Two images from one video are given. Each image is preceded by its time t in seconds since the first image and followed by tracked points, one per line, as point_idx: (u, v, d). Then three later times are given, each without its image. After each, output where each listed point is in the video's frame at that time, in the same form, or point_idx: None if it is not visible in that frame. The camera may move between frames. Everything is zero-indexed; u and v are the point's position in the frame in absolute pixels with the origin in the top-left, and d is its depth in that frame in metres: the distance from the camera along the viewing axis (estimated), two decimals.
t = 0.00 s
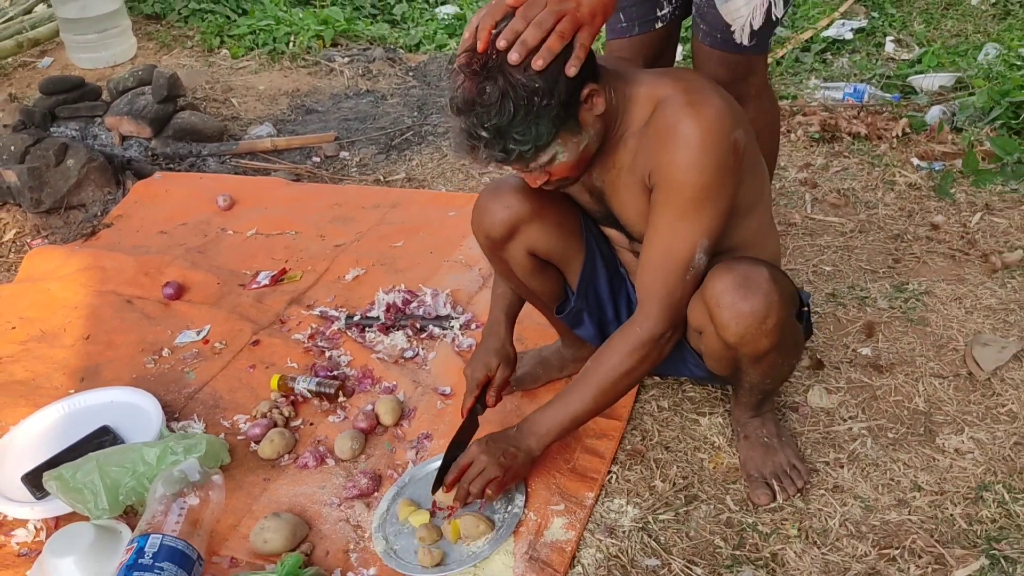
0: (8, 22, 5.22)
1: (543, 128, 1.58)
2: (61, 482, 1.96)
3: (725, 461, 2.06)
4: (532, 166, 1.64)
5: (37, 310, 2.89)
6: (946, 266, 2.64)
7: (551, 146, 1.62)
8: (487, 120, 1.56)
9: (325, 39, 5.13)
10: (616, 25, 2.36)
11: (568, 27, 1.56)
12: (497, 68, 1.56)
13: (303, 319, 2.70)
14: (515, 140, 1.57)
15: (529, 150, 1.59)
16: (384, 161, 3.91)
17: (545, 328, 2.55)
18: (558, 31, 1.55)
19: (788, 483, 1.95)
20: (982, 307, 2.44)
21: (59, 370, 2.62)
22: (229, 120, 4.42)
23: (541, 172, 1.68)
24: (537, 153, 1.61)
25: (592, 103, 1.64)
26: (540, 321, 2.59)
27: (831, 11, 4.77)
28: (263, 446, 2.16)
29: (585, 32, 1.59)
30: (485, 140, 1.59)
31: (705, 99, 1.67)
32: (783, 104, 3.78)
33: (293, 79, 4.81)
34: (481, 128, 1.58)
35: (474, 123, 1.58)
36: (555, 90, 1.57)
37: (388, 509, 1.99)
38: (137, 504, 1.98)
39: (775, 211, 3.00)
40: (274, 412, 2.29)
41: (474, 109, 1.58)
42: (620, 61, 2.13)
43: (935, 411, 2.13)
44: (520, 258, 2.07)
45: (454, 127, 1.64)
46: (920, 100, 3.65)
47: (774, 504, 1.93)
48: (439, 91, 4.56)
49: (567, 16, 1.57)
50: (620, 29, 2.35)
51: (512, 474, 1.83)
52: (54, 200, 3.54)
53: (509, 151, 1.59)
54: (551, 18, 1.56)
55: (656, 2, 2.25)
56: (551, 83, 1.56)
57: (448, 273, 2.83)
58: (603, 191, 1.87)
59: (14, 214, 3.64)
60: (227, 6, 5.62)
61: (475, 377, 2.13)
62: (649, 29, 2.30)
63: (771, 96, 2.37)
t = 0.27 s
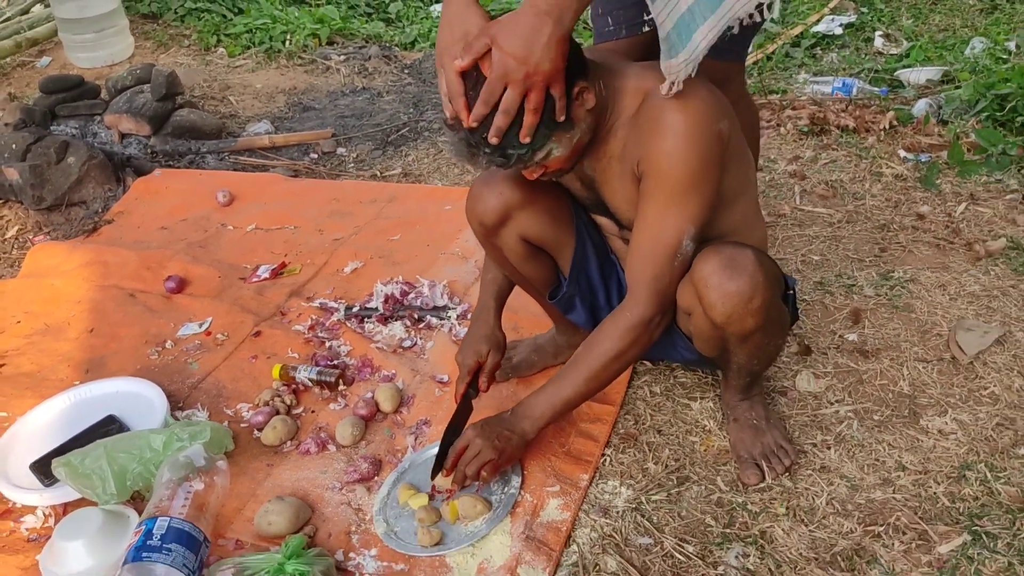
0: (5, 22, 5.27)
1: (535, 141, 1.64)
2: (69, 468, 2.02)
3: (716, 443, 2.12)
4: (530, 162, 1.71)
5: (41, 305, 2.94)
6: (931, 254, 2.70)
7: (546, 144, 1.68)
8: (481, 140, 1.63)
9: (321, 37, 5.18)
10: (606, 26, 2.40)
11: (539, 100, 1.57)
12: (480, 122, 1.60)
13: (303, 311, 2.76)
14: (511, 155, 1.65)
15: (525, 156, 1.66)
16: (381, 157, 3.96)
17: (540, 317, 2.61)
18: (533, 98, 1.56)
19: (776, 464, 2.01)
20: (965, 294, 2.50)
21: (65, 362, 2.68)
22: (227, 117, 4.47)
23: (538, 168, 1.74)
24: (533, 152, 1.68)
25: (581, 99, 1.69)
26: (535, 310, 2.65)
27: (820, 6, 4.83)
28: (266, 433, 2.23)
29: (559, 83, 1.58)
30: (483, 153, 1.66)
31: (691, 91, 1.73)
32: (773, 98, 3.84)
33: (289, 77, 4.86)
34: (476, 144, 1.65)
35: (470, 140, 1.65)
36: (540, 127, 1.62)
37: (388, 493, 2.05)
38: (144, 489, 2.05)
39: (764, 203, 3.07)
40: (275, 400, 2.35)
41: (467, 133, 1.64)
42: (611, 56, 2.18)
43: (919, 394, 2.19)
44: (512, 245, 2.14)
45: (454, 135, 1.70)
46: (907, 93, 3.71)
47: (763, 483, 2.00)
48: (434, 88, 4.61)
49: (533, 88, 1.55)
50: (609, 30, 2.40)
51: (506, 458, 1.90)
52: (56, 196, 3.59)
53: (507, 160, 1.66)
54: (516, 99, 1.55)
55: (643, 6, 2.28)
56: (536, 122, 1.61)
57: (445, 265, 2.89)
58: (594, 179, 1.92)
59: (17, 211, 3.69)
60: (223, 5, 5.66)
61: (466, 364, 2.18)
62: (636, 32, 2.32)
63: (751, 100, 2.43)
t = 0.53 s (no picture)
0: None
1: (530, 56, 1.66)
2: (59, 466, 2.04)
3: (698, 438, 2.17)
4: (511, 98, 1.71)
5: (28, 306, 2.95)
6: (907, 254, 2.76)
7: (534, 82, 1.70)
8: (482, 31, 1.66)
9: (305, 41, 5.20)
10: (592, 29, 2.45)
11: (555, 7, 1.64)
12: (492, 15, 1.65)
13: (290, 311, 2.79)
14: (503, 56, 1.66)
15: (515, 70, 1.66)
16: (367, 160, 3.99)
17: (525, 316, 2.65)
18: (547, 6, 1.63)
19: (756, 458, 2.06)
20: (940, 292, 2.56)
21: (53, 363, 2.69)
22: (213, 120, 4.48)
23: (517, 112, 1.75)
24: (520, 80, 1.69)
25: (574, 57, 1.75)
26: (520, 309, 2.69)
27: (800, 12, 4.90)
28: (255, 431, 2.26)
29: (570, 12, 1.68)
30: (478, 49, 1.68)
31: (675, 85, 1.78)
32: (753, 101, 3.90)
33: (275, 80, 4.88)
34: (477, 34, 1.67)
35: (470, 33, 1.69)
36: (539, 42, 1.66)
37: (376, 489, 2.08)
38: (134, 487, 2.08)
39: (745, 204, 3.12)
40: (264, 399, 2.38)
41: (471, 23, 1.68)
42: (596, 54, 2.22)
43: (896, 390, 2.25)
44: (498, 236, 2.16)
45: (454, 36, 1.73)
46: (884, 97, 3.78)
47: (744, 477, 2.05)
48: (419, 91, 4.65)
49: None
50: (594, 32, 2.43)
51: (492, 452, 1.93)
52: (42, 199, 3.59)
53: (495, 64, 1.67)
54: None
55: (628, 8, 2.35)
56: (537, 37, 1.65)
57: (431, 266, 2.92)
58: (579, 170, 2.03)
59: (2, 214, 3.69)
60: (208, 9, 5.66)
61: (446, 372, 2.20)
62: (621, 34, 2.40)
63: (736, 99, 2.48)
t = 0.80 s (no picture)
0: None
1: (509, 116, 1.70)
2: (55, 478, 2.07)
3: (686, 456, 2.20)
4: (495, 149, 1.76)
5: (22, 318, 2.96)
6: (892, 275, 2.82)
7: (517, 133, 1.74)
8: (461, 99, 1.69)
9: (300, 56, 5.24)
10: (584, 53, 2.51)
11: (533, 68, 1.64)
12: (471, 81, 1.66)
13: (284, 325, 2.81)
14: (483, 121, 1.70)
15: (495, 130, 1.71)
16: (361, 175, 4.02)
17: (517, 333, 2.68)
18: (525, 66, 1.62)
19: (744, 476, 2.09)
20: (925, 313, 2.61)
21: (47, 375, 2.70)
22: (208, 134, 4.51)
23: (504, 158, 1.79)
24: (502, 136, 1.73)
25: (558, 102, 1.80)
26: (512, 326, 2.72)
27: (790, 34, 4.98)
28: (249, 445, 2.29)
29: (549, 67, 1.67)
30: (457, 115, 1.71)
31: (659, 113, 1.84)
32: (743, 122, 3.97)
33: (269, 95, 4.92)
34: (455, 103, 1.70)
35: (450, 100, 1.71)
36: (518, 102, 1.69)
37: (367, 502, 2.11)
38: (128, 500, 2.11)
39: (734, 224, 3.17)
40: (258, 413, 2.41)
41: (450, 87, 1.70)
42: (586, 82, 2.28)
43: (880, 409, 2.29)
44: (493, 252, 2.22)
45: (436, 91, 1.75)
46: (871, 119, 3.86)
47: (731, 494, 2.08)
48: (413, 107, 4.69)
49: (535, 54, 1.63)
50: (587, 55, 2.49)
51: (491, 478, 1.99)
52: (37, 211, 3.59)
53: (477, 129, 1.71)
54: (516, 59, 1.61)
55: (621, 32, 2.40)
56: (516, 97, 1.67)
57: (424, 282, 2.96)
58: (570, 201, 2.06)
59: None
60: (203, 22, 5.68)
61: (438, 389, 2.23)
62: (613, 58, 2.45)
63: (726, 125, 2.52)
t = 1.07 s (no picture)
0: None
1: (506, 101, 1.71)
2: (64, 494, 2.09)
3: (693, 475, 2.20)
4: (486, 140, 1.77)
5: (31, 335, 2.98)
6: (898, 296, 2.83)
7: (509, 127, 1.75)
8: (461, 73, 1.72)
9: (309, 76, 5.29)
10: (596, 66, 2.52)
11: (540, 57, 1.65)
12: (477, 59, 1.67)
13: (292, 343, 2.83)
14: (478, 99, 1.72)
15: (488, 113, 1.72)
16: (368, 195, 4.05)
17: (524, 351, 2.69)
18: (532, 53, 1.64)
19: (749, 496, 2.09)
20: (931, 335, 2.62)
21: (55, 391, 2.72)
22: (217, 153, 4.55)
23: (495, 154, 1.80)
24: (495, 123, 1.74)
25: (556, 108, 1.82)
26: (518, 345, 2.73)
27: (794, 56, 5.01)
28: (257, 462, 2.30)
29: (555, 63, 1.68)
30: (454, 90, 1.73)
31: (655, 140, 1.85)
32: (748, 144, 3.99)
33: (278, 115, 4.97)
34: (455, 76, 1.73)
35: (450, 75, 1.74)
36: (518, 90, 1.71)
37: (374, 520, 2.11)
38: (136, 516, 2.11)
39: (740, 245, 3.19)
40: (265, 430, 2.42)
41: (453, 63, 1.74)
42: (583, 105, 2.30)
43: (887, 430, 2.29)
44: (492, 271, 2.24)
45: (438, 69, 1.78)
46: (876, 142, 3.88)
47: (737, 514, 2.08)
48: (420, 127, 4.73)
49: (541, 45, 1.64)
50: (598, 68, 2.51)
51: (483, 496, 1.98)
52: (47, 229, 3.62)
53: (471, 104, 1.72)
54: (525, 45, 1.63)
55: (633, 47, 2.42)
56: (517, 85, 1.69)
57: (431, 301, 2.97)
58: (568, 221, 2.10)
59: (6, 242, 3.73)
60: (212, 43, 5.73)
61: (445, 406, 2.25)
62: (625, 70, 2.47)
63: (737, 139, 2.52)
